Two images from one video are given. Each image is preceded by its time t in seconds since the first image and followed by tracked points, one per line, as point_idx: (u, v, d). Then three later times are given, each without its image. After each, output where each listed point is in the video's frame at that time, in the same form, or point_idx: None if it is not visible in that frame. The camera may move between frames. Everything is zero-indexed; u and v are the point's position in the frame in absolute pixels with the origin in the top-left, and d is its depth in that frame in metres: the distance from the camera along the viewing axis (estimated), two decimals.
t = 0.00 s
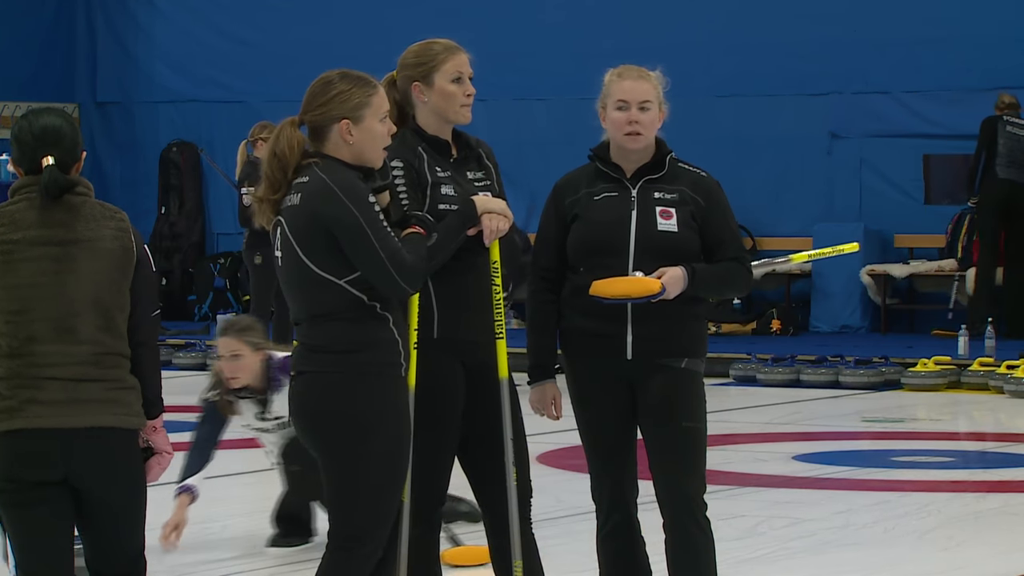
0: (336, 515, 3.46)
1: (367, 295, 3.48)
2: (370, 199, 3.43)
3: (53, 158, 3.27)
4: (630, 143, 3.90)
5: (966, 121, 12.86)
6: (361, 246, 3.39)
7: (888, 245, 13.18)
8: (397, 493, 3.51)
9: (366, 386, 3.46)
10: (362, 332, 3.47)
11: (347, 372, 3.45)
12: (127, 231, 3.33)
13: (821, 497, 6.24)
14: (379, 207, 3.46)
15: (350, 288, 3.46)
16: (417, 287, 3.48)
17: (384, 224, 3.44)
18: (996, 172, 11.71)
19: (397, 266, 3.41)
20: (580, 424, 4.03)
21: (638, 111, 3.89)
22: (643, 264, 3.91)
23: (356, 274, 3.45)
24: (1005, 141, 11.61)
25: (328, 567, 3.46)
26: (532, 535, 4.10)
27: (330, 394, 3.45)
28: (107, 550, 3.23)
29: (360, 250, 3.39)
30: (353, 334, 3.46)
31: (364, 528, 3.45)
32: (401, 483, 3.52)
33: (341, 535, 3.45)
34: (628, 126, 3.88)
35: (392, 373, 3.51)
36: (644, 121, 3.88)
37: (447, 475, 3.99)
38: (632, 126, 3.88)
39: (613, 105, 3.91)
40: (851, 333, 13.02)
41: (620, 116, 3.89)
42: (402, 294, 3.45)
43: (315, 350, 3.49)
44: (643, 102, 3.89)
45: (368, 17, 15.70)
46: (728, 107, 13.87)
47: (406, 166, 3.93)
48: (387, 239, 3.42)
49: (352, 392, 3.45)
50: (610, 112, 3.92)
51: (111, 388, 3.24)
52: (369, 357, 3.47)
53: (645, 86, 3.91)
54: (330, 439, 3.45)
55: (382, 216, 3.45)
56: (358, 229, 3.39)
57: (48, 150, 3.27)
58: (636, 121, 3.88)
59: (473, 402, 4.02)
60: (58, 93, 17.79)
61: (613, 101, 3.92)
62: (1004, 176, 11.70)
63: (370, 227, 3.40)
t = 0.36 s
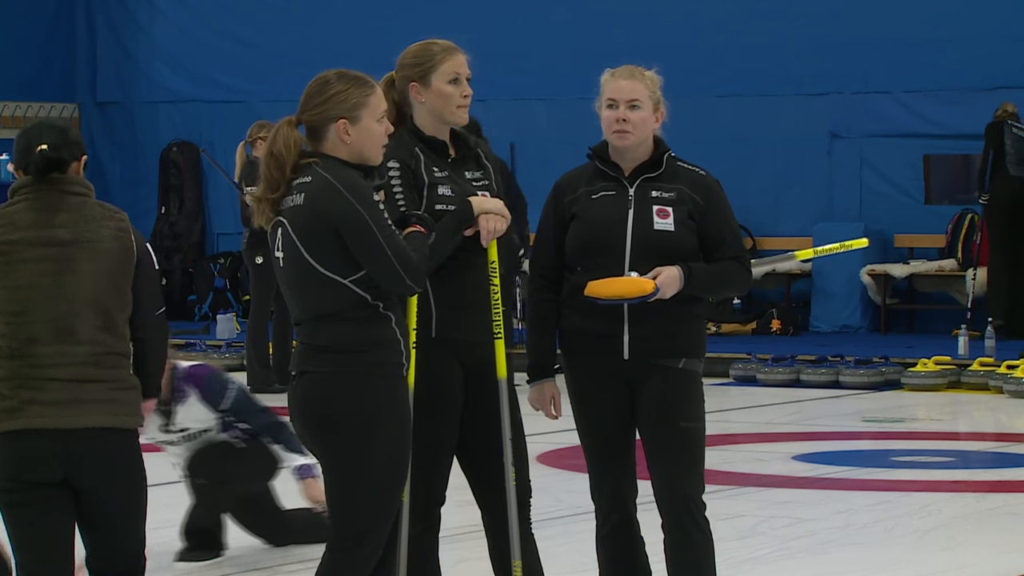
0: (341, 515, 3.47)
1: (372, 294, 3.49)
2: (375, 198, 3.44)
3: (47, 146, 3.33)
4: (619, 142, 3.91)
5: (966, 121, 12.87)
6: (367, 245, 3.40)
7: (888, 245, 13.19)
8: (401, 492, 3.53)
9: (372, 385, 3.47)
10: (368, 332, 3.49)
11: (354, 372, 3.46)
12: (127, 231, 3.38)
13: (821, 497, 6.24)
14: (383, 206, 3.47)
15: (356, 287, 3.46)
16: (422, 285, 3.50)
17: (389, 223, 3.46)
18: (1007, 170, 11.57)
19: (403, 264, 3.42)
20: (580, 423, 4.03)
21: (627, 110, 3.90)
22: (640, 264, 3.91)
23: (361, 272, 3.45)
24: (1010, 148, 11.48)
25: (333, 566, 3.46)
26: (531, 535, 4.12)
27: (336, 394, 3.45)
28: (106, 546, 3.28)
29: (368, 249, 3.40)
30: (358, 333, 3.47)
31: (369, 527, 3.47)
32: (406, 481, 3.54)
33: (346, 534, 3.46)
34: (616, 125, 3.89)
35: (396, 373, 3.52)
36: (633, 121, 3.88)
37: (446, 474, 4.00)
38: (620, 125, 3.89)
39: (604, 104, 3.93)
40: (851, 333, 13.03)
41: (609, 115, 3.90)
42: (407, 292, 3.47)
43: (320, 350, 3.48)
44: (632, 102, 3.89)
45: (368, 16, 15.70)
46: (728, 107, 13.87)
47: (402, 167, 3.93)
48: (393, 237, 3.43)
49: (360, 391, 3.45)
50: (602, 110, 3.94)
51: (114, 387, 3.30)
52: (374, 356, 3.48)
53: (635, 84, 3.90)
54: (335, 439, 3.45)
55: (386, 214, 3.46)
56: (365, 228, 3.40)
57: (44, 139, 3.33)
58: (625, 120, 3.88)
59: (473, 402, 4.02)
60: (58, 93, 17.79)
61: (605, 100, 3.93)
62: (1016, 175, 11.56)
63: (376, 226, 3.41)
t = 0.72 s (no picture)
0: (336, 515, 3.47)
1: (367, 295, 3.49)
2: (370, 198, 3.44)
3: (58, 146, 3.32)
4: (616, 140, 3.90)
5: (966, 120, 12.86)
6: (362, 246, 3.40)
7: (888, 246, 13.19)
8: (396, 492, 3.52)
9: (369, 385, 3.46)
10: (363, 332, 3.48)
11: (349, 372, 3.46)
12: (140, 229, 3.35)
13: (821, 497, 6.24)
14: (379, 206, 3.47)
15: (351, 288, 3.46)
16: (418, 285, 3.49)
17: (384, 223, 3.46)
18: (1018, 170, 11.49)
19: (397, 266, 3.42)
20: (578, 424, 4.03)
21: (625, 109, 3.89)
22: (637, 264, 3.91)
23: (356, 274, 3.45)
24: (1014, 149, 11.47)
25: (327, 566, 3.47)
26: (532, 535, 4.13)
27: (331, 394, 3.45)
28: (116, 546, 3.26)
29: (362, 250, 3.40)
30: (354, 334, 3.47)
31: (364, 528, 3.47)
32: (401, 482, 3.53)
33: (342, 534, 3.46)
34: (615, 123, 3.89)
35: (392, 374, 3.52)
36: (632, 119, 3.88)
37: (445, 475, 4.00)
38: (618, 123, 3.88)
39: (602, 103, 3.93)
40: (851, 333, 13.02)
41: (607, 113, 3.90)
42: (402, 293, 3.46)
43: (315, 350, 3.48)
44: (630, 101, 3.89)
45: (369, 16, 15.70)
46: (728, 107, 13.87)
47: (403, 166, 3.93)
48: (388, 237, 3.43)
49: (355, 392, 3.45)
50: (601, 109, 3.94)
51: (121, 383, 3.26)
52: (369, 357, 3.48)
53: (633, 83, 3.90)
54: (330, 439, 3.45)
55: (382, 215, 3.46)
56: (359, 229, 3.40)
57: (54, 139, 3.32)
58: (622, 119, 3.88)
59: (473, 402, 4.02)
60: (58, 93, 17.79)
61: (603, 98, 3.93)
62: None
63: (371, 227, 3.41)
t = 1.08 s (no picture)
0: (331, 514, 3.47)
1: (362, 294, 3.49)
2: (363, 197, 3.44)
3: (94, 155, 3.33)
4: (615, 140, 3.90)
5: (966, 120, 12.87)
6: (355, 245, 3.40)
7: (888, 245, 13.19)
8: (392, 492, 3.52)
9: (363, 385, 3.46)
10: (358, 331, 3.48)
11: (343, 372, 3.46)
12: (159, 230, 3.41)
13: (821, 497, 6.24)
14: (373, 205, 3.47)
15: (346, 288, 3.46)
16: (413, 285, 3.48)
17: (379, 223, 3.45)
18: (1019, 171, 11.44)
19: (391, 265, 3.41)
20: (578, 424, 4.03)
21: (624, 109, 3.89)
22: (636, 264, 3.91)
23: (351, 273, 3.45)
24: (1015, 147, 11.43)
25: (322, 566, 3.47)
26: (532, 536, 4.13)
27: (326, 393, 3.46)
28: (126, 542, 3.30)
29: (355, 249, 3.40)
30: (349, 334, 3.47)
31: (359, 528, 3.47)
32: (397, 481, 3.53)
33: (336, 533, 3.47)
34: (614, 123, 3.89)
35: (388, 373, 3.51)
36: (631, 119, 3.88)
37: (445, 476, 4.01)
38: (617, 123, 3.88)
39: (602, 103, 3.92)
40: (851, 333, 13.03)
41: (607, 113, 3.90)
42: (397, 292, 3.46)
43: (311, 349, 3.49)
44: (629, 101, 3.89)
45: (369, 17, 15.70)
46: (727, 107, 13.88)
47: (402, 165, 3.93)
48: (382, 237, 3.42)
49: (351, 391, 3.45)
50: (600, 109, 3.93)
51: (134, 375, 3.30)
52: (364, 356, 3.47)
53: (632, 83, 3.90)
54: (325, 438, 3.46)
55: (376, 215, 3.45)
56: (352, 228, 3.40)
57: (89, 148, 3.33)
58: (621, 119, 3.88)
59: (472, 403, 4.02)
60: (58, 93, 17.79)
61: (603, 99, 3.93)
62: None
63: (364, 226, 3.40)
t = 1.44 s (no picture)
0: (330, 513, 3.47)
1: (359, 294, 3.49)
2: (360, 198, 3.44)
3: (142, 163, 3.52)
4: (615, 141, 3.90)
5: (966, 121, 12.87)
6: (351, 245, 3.40)
7: (888, 245, 13.20)
8: (389, 492, 3.52)
9: (360, 385, 3.47)
10: (356, 331, 3.49)
11: (342, 371, 3.46)
12: (180, 229, 3.54)
13: (821, 497, 6.24)
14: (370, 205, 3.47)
15: (343, 288, 3.46)
16: (410, 285, 3.49)
17: (376, 223, 3.45)
18: (1003, 170, 11.63)
19: (388, 265, 3.42)
20: (578, 424, 4.03)
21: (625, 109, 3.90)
22: (637, 265, 3.92)
23: (347, 274, 3.45)
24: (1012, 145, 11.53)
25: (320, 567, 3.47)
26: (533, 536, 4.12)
27: (323, 393, 3.46)
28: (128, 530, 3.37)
29: (351, 249, 3.40)
30: (346, 334, 3.48)
31: (357, 528, 3.47)
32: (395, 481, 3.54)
33: (335, 533, 3.46)
34: (614, 123, 3.89)
35: (385, 373, 3.52)
36: (631, 119, 3.88)
37: (445, 477, 4.01)
38: (618, 123, 3.89)
39: (602, 103, 3.93)
40: (851, 333, 13.03)
41: (607, 113, 3.90)
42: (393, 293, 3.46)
43: (308, 350, 3.49)
44: (630, 101, 3.89)
45: (369, 17, 15.70)
46: (728, 107, 13.88)
47: (403, 165, 3.93)
48: (378, 238, 3.43)
49: (348, 391, 3.46)
50: (601, 110, 3.94)
51: (145, 363, 3.43)
52: (362, 356, 3.48)
53: (633, 83, 3.91)
54: (324, 438, 3.46)
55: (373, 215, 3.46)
56: (349, 229, 3.40)
57: (138, 155, 3.51)
58: (622, 119, 3.88)
59: (472, 403, 4.02)
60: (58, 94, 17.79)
61: (603, 99, 3.93)
62: (1015, 175, 11.60)
63: (361, 226, 3.41)
